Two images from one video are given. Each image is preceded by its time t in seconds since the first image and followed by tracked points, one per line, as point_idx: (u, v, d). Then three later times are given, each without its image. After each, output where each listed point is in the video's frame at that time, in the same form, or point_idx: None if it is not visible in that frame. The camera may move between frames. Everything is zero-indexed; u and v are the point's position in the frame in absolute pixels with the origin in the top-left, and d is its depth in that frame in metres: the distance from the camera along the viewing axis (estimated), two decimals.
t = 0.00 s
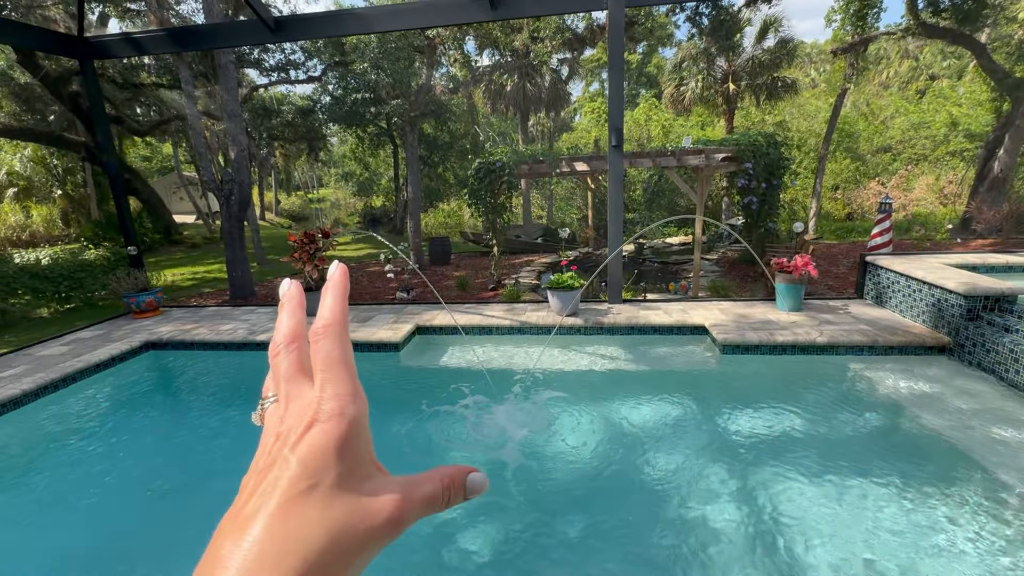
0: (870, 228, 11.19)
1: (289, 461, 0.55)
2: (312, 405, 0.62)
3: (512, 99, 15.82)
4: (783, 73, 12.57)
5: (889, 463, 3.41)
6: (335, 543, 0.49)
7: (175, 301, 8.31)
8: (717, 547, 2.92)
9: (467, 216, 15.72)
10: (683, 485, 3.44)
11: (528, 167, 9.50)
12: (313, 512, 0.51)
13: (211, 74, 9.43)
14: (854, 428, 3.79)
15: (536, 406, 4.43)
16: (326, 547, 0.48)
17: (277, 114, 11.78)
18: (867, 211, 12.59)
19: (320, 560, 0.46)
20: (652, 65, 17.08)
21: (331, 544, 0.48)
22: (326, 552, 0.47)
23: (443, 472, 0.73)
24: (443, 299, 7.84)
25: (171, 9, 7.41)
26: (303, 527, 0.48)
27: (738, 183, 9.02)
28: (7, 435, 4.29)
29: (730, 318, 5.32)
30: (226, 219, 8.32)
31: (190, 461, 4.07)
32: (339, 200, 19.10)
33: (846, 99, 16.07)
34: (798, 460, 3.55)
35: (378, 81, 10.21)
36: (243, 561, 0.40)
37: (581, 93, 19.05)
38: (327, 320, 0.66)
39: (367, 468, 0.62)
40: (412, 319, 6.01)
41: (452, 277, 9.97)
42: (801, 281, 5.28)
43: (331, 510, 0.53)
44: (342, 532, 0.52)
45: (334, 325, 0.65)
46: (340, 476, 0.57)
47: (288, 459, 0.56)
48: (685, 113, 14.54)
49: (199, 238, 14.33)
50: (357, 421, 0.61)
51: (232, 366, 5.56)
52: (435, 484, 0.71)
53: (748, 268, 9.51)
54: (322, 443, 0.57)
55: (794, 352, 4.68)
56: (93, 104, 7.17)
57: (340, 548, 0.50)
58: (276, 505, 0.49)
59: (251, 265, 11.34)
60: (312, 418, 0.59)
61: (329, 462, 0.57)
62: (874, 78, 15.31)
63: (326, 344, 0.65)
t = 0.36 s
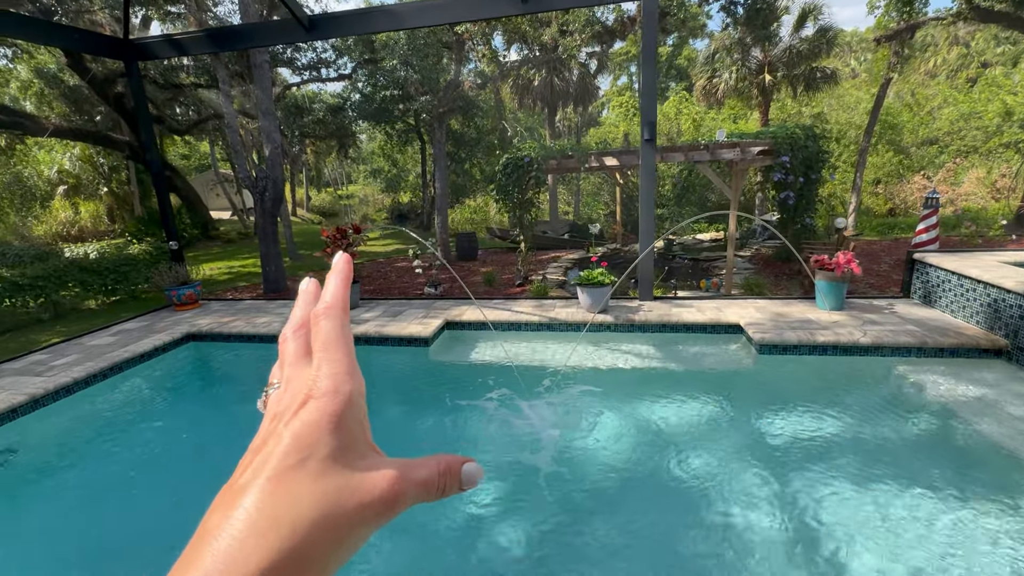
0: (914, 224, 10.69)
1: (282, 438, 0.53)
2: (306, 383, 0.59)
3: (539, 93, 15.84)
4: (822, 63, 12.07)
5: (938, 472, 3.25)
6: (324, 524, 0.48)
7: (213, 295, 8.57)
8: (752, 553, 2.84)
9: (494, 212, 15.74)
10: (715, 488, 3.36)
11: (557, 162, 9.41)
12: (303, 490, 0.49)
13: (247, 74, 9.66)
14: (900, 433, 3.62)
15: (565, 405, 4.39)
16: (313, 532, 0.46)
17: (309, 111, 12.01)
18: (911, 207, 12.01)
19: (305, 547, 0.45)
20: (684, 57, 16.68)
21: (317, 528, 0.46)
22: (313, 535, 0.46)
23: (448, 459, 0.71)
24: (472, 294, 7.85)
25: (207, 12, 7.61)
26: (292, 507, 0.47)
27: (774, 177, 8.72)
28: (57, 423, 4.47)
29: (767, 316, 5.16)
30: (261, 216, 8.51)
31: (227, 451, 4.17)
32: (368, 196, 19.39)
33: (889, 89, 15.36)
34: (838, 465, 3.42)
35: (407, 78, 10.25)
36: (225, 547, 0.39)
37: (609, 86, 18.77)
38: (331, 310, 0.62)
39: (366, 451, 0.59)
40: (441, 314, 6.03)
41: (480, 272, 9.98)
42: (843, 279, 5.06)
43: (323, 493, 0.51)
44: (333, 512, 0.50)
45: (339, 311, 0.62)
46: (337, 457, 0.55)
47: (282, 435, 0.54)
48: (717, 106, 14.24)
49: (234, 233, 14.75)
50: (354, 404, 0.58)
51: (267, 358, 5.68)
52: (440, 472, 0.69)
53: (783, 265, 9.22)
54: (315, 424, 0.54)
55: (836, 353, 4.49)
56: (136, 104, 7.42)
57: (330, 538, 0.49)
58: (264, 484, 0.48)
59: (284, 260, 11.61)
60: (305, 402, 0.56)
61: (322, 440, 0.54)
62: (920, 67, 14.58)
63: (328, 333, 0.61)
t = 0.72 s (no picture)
0: (938, 223, 10.39)
1: (300, 469, 0.52)
2: (327, 415, 0.56)
3: (553, 91, 15.67)
4: (843, 57, 11.77)
5: (972, 479, 3.13)
6: (338, 557, 0.46)
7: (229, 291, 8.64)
8: (776, 558, 2.76)
9: (506, 209, 15.66)
10: (736, 491, 3.28)
11: (571, 160, 9.29)
12: (319, 521, 0.47)
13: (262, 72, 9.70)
14: (929, 438, 3.50)
15: (582, 405, 4.33)
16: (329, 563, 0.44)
17: (323, 109, 12.05)
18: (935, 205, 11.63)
19: None
20: (700, 52, 16.43)
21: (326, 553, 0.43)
22: (328, 570, 0.44)
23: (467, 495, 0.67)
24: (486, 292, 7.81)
25: (224, 11, 7.65)
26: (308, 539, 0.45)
27: (794, 174, 8.52)
28: (77, 417, 4.52)
29: (789, 316, 5.04)
30: (276, 213, 8.53)
31: (243, 447, 4.17)
32: (381, 194, 19.45)
33: (913, 84, 14.96)
34: (864, 469, 3.32)
35: (420, 75, 10.18)
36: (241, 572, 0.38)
37: (623, 83, 18.54)
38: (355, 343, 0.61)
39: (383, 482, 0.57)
40: (456, 312, 6.00)
41: (493, 270, 9.93)
42: (869, 279, 4.93)
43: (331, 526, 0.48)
44: (345, 549, 0.47)
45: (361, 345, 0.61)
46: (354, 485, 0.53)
47: (300, 464, 0.52)
48: (734, 102, 14.00)
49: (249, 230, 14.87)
50: (375, 437, 0.55)
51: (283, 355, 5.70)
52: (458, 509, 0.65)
53: (803, 264, 9.01)
54: (334, 455, 0.52)
55: (861, 355, 4.37)
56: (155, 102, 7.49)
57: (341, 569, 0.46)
58: (279, 516, 0.46)
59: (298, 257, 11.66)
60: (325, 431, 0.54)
61: (339, 472, 0.52)
62: (945, 61, 14.18)
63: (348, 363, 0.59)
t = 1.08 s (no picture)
0: (946, 224, 10.31)
1: (257, 441, 0.51)
2: (285, 388, 0.55)
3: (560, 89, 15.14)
4: (851, 56, 11.67)
5: (988, 483, 3.09)
6: (296, 528, 0.46)
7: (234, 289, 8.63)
8: (789, 563, 2.72)
9: (510, 209, 15.64)
10: (747, 494, 3.25)
11: (577, 159, 9.23)
12: (278, 493, 0.48)
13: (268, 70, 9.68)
14: (944, 442, 3.46)
15: (590, 407, 4.30)
16: (286, 537, 0.45)
17: (328, 107, 12.03)
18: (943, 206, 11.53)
19: (280, 550, 0.44)
20: (706, 51, 16.35)
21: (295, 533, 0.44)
22: (287, 541, 0.45)
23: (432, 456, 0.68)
24: (492, 291, 7.79)
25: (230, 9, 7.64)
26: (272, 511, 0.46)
27: (802, 174, 8.46)
28: (83, 416, 4.50)
29: (799, 318, 5.00)
30: (281, 211, 8.49)
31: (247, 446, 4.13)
32: (385, 192, 19.44)
33: (921, 84, 14.85)
34: (877, 473, 3.28)
35: (425, 73, 10.15)
36: (193, 557, 0.38)
37: (628, 82, 18.45)
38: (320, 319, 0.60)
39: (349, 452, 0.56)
40: (462, 311, 5.98)
41: (497, 270, 9.89)
42: (881, 281, 4.88)
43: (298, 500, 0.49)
44: (305, 520, 0.48)
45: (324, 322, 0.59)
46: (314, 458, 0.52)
47: (258, 438, 0.52)
48: (739, 102, 13.93)
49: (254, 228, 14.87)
50: (332, 410, 0.55)
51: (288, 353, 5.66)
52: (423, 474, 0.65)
53: (809, 264, 8.96)
54: (291, 429, 0.52)
55: (873, 357, 4.32)
56: (162, 100, 7.48)
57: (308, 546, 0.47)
58: (238, 490, 0.46)
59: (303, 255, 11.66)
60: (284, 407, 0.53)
61: (297, 445, 0.52)
62: (953, 61, 14.09)
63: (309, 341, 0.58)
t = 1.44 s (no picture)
0: (944, 226, 10.33)
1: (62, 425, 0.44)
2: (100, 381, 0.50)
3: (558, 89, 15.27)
4: (850, 59, 11.68)
5: (991, 485, 3.08)
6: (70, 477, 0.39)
7: (231, 288, 8.56)
8: (791, 566, 2.69)
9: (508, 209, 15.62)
10: (748, 496, 3.23)
11: (577, 159, 9.21)
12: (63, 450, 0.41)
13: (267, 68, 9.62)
14: (945, 444, 3.45)
15: (590, 408, 4.28)
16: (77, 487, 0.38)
17: (326, 106, 11.98)
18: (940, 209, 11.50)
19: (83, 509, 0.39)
20: (705, 52, 16.36)
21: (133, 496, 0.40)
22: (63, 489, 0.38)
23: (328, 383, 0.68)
24: (491, 291, 7.76)
25: (229, 6, 7.59)
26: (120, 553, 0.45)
27: (802, 175, 8.46)
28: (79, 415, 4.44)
29: (800, 320, 4.99)
30: (279, 210, 8.41)
31: (245, 444, 4.08)
32: (383, 191, 19.37)
33: (919, 87, 14.89)
34: (879, 475, 3.26)
35: (425, 72, 10.11)
36: None
37: (627, 83, 18.45)
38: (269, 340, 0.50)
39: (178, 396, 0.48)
40: (462, 311, 5.94)
41: (496, 270, 9.86)
42: (882, 282, 4.88)
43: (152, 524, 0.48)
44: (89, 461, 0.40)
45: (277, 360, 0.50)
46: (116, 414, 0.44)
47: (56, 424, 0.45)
48: (738, 103, 13.93)
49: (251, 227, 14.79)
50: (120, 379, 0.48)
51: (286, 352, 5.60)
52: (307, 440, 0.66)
53: (808, 266, 8.96)
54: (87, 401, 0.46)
55: (874, 359, 4.32)
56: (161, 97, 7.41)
57: (166, 562, 0.50)
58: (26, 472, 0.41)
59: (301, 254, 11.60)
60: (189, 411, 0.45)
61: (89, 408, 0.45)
62: (951, 64, 14.14)
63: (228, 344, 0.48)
